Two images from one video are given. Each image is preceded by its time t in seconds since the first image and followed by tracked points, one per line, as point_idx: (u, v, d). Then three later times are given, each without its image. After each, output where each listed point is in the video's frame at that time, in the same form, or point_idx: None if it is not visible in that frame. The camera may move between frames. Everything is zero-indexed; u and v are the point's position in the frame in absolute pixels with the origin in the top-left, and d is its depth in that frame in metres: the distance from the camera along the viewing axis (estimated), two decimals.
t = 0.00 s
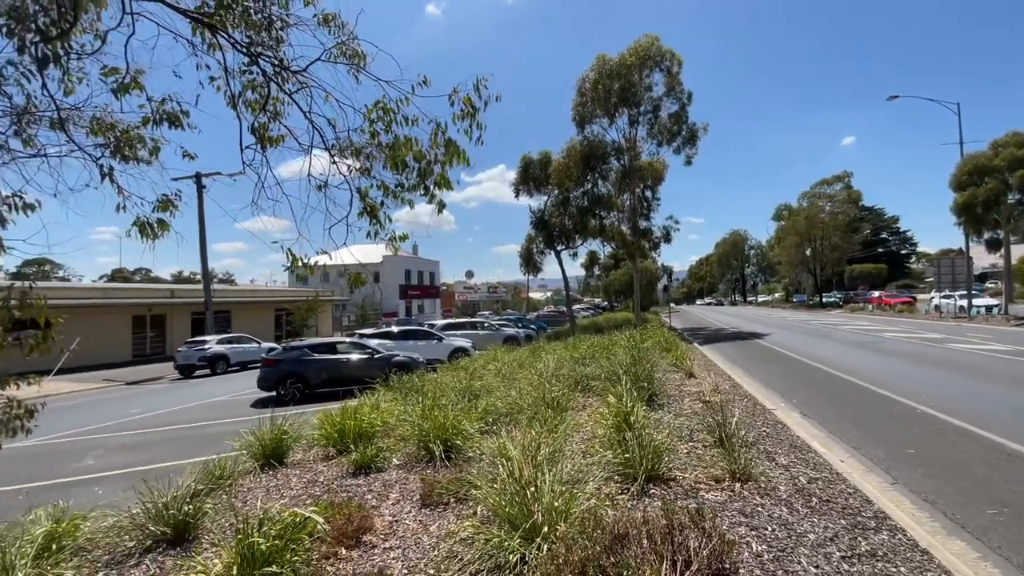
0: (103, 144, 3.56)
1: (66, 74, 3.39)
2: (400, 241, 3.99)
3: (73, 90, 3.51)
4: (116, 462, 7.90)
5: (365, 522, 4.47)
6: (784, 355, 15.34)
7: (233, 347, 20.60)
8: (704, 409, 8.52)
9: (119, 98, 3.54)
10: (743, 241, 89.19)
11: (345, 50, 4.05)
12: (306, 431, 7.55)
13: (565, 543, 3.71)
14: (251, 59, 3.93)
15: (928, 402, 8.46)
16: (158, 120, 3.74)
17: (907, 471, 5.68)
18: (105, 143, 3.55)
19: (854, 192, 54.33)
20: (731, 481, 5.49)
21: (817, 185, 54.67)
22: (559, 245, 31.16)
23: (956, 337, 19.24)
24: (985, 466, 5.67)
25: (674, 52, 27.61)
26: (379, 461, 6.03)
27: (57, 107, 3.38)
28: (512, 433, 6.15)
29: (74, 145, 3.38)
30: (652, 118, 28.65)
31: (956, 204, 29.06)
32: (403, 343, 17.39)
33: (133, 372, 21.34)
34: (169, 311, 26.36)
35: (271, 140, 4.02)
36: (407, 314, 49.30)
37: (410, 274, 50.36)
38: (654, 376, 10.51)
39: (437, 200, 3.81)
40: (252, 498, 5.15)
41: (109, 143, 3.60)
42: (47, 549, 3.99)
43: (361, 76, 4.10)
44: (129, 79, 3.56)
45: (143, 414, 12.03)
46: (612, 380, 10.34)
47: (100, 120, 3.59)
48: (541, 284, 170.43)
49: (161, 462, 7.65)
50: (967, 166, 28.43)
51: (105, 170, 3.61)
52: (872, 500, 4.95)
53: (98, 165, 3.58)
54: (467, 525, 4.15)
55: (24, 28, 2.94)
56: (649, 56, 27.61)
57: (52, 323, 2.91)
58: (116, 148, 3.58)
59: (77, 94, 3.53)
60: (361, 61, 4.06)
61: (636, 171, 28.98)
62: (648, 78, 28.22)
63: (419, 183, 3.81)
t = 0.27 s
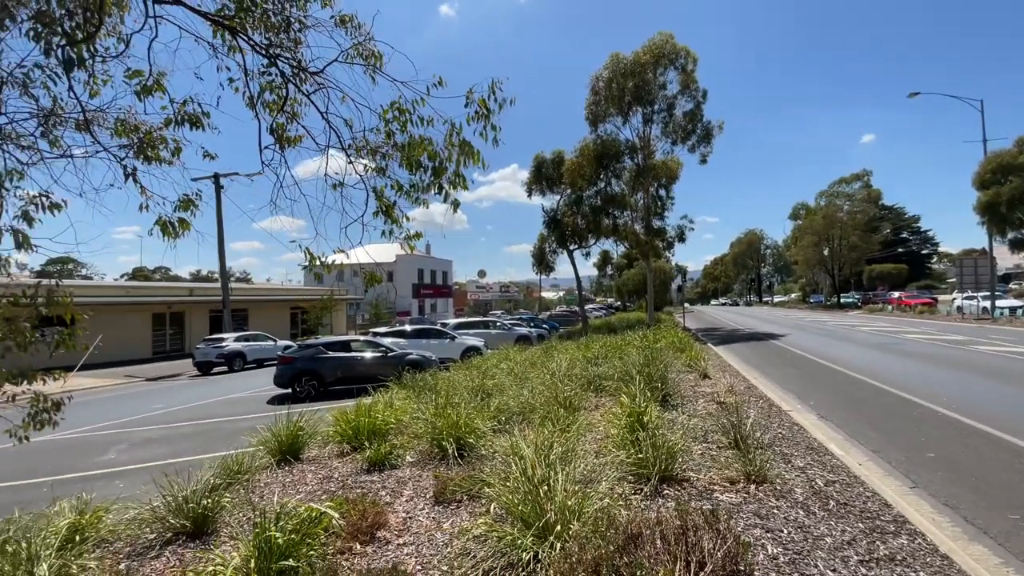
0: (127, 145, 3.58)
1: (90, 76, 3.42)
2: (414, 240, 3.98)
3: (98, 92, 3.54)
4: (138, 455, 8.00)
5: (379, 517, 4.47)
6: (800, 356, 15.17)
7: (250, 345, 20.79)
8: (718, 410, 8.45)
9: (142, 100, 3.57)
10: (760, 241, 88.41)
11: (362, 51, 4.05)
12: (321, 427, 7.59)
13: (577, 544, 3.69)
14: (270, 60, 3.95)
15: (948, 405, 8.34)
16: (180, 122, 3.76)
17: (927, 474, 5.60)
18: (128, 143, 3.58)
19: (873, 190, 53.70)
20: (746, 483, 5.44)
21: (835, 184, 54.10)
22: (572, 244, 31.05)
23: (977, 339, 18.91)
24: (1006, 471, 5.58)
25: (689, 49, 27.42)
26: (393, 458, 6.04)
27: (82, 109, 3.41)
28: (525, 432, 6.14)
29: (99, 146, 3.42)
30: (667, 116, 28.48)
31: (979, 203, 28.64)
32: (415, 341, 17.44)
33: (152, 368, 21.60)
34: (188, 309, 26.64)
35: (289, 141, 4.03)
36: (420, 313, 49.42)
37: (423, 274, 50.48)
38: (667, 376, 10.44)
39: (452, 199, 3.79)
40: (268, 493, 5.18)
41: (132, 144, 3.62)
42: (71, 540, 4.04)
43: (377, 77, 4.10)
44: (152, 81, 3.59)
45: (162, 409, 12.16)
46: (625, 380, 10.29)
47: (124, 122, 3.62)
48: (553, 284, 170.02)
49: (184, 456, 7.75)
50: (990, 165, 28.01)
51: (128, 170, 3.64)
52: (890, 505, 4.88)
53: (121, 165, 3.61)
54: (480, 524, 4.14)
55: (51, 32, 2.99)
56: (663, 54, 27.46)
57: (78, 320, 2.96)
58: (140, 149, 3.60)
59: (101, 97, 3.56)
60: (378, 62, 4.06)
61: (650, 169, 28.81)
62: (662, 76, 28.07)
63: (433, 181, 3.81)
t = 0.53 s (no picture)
0: (147, 145, 3.61)
1: (112, 78, 3.45)
2: (427, 239, 3.97)
3: (118, 94, 3.57)
4: (155, 451, 8.06)
5: (391, 515, 4.48)
6: (815, 358, 15.01)
7: (263, 342, 20.92)
8: (732, 412, 8.37)
9: (162, 102, 3.59)
10: (773, 241, 87.71)
11: (376, 52, 4.06)
12: (333, 425, 7.61)
13: (588, 543, 3.67)
14: (285, 62, 3.96)
15: (966, 408, 8.21)
16: (198, 123, 3.78)
17: (945, 479, 5.52)
18: (147, 144, 3.60)
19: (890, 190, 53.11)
20: (759, 486, 5.39)
21: (851, 183, 53.60)
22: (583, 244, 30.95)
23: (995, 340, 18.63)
24: None
25: (702, 47, 27.25)
26: (404, 456, 6.05)
27: (103, 110, 3.44)
28: (536, 431, 6.12)
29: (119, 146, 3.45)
30: (680, 115, 28.32)
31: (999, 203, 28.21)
32: (426, 339, 17.46)
33: (168, 365, 21.82)
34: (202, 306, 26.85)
35: (304, 141, 4.05)
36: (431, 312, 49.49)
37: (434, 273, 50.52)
38: (679, 377, 10.37)
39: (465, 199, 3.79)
40: (282, 488, 5.21)
41: (152, 144, 3.65)
42: (91, 532, 4.08)
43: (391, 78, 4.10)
44: (171, 83, 3.61)
45: (178, 406, 12.26)
46: (637, 380, 10.23)
47: (144, 122, 3.65)
48: (564, 284, 169.81)
49: (200, 452, 7.80)
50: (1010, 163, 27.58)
51: (148, 170, 3.67)
52: (907, 509, 4.81)
53: (141, 165, 3.63)
54: (491, 523, 4.13)
55: (74, 34, 3.02)
56: (676, 52, 27.31)
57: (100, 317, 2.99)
58: (159, 149, 3.63)
59: (121, 98, 3.60)
60: (392, 62, 4.07)
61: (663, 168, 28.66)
62: (675, 75, 27.92)
63: (446, 181, 3.80)
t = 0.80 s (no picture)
0: (165, 146, 3.63)
1: (132, 80, 3.47)
2: (440, 238, 3.96)
3: (138, 95, 3.60)
4: (171, 446, 8.13)
5: (402, 512, 4.48)
6: (828, 360, 14.87)
7: (277, 340, 21.05)
8: (745, 414, 8.29)
9: (180, 103, 3.61)
10: (787, 241, 87.00)
11: (389, 52, 4.04)
12: (345, 422, 7.63)
13: (600, 543, 3.65)
14: (300, 63, 3.97)
15: (984, 412, 8.09)
16: (215, 123, 3.80)
17: (964, 483, 5.44)
18: (166, 144, 3.62)
19: (907, 189, 52.53)
20: (772, 488, 5.34)
21: (868, 182, 53.11)
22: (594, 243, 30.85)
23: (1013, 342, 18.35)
24: None
25: (715, 45, 27.07)
26: (415, 454, 6.05)
27: (123, 111, 3.46)
28: (547, 430, 6.11)
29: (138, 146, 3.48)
30: (692, 114, 28.15)
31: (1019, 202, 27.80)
32: (437, 338, 17.49)
33: (183, 361, 22.03)
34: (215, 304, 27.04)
35: (318, 141, 4.06)
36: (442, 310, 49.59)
37: (445, 272, 50.66)
38: (691, 377, 10.30)
39: (477, 199, 3.77)
40: (295, 485, 5.23)
41: (170, 145, 3.68)
42: (110, 525, 4.11)
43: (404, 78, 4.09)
44: (189, 84, 3.63)
45: (194, 402, 12.37)
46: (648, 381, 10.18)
47: (162, 123, 3.67)
48: (574, 284, 169.45)
49: (215, 448, 7.85)
50: None
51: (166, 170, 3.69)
52: (923, 513, 4.74)
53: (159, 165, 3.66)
54: (502, 521, 4.12)
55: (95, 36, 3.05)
56: (688, 50, 27.16)
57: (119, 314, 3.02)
58: (176, 149, 3.65)
59: (141, 99, 3.62)
60: (405, 62, 4.05)
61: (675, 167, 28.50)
62: (687, 73, 27.76)
63: (459, 181, 3.80)
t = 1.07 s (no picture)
0: (185, 148, 3.67)
1: (153, 83, 3.52)
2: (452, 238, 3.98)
3: (159, 98, 3.65)
4: (189, 442, 8.22)
5: (415, 508, 4.51)
6: (844, 361, 14.72)
7: (292, 339, 21.19)
8: (758, 414, 8.23)
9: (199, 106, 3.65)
10: (803, 241, 86.15)
11: (402, 54, 4.06)
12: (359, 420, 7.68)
13: (612, 542, 3.64)
14: (315, 66, 3.99)
15: (1001, 414, 7.98)
16: (232, 126, 3.83)
17: (982, 487, 5.36)
18: (185, 147, 3.66)
19: (926, 187, 51.89)
20: (785, 489, 5.30)
21: (887, 180, 52.56)
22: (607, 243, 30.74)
23: None
24: None
25: (728, 42, 26.87)
26: (427, 451, 6.08)
27: (145, 114, 3.51)
28: (558, 429, 6.11)
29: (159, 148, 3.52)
30: (705, 112, 27.97)
31: None
32: (448, 337, 17.54)
33: (200, 359, 22.28)
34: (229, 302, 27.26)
35: (333, 142, 4.08)
36: (454, 309, 49.67)
37: (457, 272, 50.74)
38: (704, 378, 10.24)
39: (490, 198, 3.78)
40: (309, 480, 5.27)
41: (190, 147, 3.72)
42: (131, 518, 4.17)
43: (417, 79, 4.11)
44: (208, 87, 3.66)
45: (211, 399, 12.52)
46: (660, 381, 10.13)
47: (182, 125, 3.71)
48: (586, 283, 169.09)
49: (232, 444, 7.94)
50: None
51: (186, 171, 3.74)
52: (939, 516, 4.69)
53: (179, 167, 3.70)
54: (513, 519, 4.13)
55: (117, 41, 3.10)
56: (701, 48, 26.99)
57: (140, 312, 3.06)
58: (195, 151, 3.69)
59: (161, 102, 3.67)
60: (417, 63, 4.07)
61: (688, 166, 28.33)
62: (701, 71, 27.59)
63: (471, 181, 3.80)
